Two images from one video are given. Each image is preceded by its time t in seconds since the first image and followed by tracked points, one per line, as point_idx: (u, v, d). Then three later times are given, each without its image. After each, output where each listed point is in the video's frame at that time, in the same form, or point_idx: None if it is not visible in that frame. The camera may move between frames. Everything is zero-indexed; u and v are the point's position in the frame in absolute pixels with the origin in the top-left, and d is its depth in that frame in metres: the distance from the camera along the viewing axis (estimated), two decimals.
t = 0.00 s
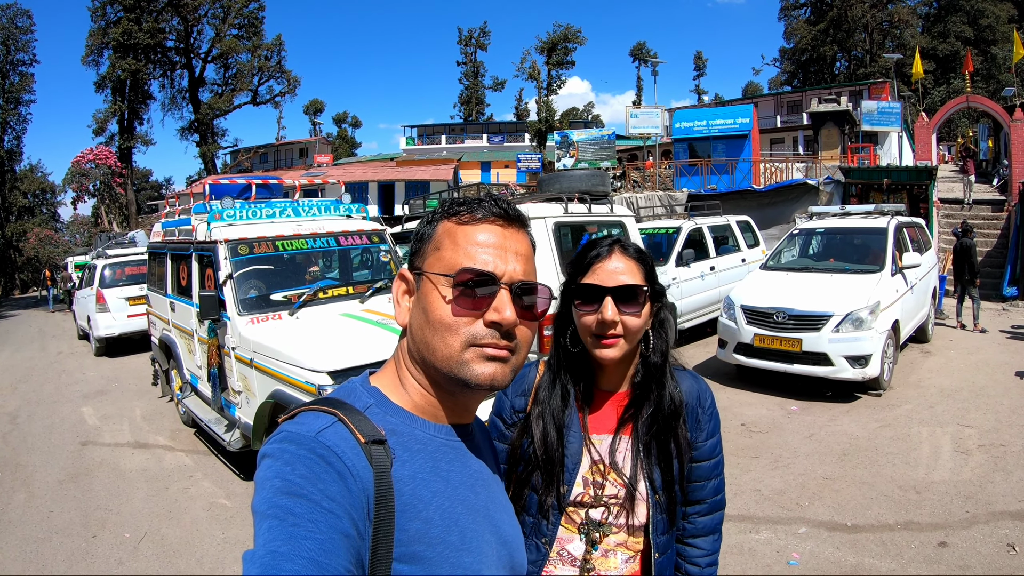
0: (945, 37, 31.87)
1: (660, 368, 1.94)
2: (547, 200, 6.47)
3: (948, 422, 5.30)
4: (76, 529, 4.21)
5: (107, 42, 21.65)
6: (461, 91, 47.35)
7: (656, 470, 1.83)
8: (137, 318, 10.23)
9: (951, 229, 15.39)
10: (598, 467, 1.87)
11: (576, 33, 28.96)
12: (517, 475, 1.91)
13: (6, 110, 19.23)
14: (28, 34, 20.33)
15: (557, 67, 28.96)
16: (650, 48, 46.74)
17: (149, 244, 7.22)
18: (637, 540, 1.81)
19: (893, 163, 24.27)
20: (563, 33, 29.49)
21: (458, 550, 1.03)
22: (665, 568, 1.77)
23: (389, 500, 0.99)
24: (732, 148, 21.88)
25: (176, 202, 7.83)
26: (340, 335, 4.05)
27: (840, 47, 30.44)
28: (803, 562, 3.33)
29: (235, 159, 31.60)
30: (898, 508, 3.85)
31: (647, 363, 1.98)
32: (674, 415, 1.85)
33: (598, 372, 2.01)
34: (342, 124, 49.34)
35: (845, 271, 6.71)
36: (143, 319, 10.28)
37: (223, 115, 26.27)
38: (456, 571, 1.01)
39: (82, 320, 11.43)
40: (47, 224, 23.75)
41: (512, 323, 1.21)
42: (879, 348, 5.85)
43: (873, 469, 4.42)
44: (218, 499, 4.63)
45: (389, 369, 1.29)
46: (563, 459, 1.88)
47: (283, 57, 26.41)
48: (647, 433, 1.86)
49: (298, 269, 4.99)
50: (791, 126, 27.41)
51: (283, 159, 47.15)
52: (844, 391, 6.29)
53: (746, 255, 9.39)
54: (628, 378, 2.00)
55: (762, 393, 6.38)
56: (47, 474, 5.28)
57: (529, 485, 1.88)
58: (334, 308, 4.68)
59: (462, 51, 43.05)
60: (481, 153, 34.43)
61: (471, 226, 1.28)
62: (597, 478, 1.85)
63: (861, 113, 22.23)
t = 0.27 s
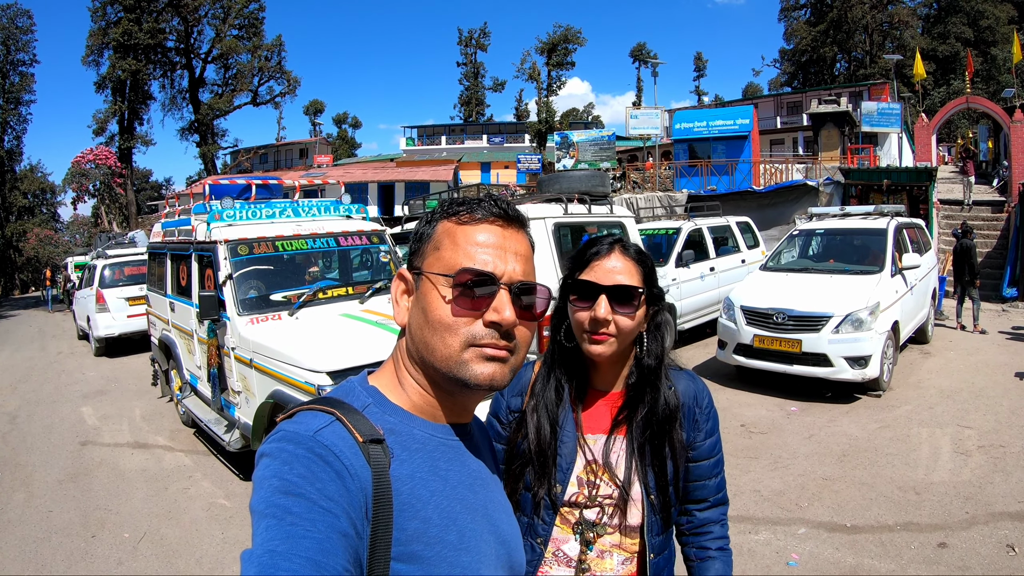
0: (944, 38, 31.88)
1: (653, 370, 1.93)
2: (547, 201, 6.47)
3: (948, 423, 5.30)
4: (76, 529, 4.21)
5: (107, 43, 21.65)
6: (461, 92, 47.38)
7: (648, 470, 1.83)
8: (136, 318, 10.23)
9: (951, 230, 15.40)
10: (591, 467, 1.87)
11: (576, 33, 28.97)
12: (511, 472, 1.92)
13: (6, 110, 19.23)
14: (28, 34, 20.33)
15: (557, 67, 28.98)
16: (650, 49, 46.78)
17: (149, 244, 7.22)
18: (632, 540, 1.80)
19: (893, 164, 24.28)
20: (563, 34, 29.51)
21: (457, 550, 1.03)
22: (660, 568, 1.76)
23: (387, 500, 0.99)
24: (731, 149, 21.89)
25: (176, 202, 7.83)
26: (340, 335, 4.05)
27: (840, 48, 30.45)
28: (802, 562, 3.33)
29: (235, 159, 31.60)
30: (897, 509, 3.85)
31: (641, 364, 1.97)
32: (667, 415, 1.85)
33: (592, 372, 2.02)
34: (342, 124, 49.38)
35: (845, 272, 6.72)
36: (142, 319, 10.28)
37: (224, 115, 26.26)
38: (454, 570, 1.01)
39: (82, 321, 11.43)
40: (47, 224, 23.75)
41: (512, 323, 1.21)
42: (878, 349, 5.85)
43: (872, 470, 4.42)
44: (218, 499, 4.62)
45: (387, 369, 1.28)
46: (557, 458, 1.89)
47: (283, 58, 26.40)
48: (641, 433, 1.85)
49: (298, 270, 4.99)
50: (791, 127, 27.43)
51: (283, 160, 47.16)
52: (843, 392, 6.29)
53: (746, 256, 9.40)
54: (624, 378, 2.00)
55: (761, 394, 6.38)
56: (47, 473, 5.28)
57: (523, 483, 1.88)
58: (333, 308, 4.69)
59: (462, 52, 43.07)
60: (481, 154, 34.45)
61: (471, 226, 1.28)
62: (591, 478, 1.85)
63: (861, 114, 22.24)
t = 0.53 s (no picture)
0: (944, 39, 31.89)
1: (656, 374, 1.92)
2: (547, 201, 6.47)
3: (948, 423, 5.30)
4: (76, 529, 4.21)
5: (108, 43, 21.66)
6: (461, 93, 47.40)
7: (648, 470, 1.82)
8: (137, 318, 10.23)
9: (951, 230, 15.40)
10: (591, 465, 1.87)
11: (576, 34, 28.98)
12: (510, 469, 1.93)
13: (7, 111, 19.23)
14: (29, 35, 20.33)
15: (557, 68, 28.99)
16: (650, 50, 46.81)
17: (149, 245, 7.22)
18: (633, 540, 1.80)
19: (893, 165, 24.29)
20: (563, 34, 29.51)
21: (459, 550, 1.03)
22: (660, 568, 1.76)
23: (388, 500, 0.99)
24: (732, 149, 21.88)
25: (176, 203, 7.84)
26: (340, 336, 4.06)
27: (840, 48, 30.44)
28: (803, 563, 3.33)
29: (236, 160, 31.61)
30: (897, 509, 3.85)
31: (643, 368, 1.95)
32: (669, 419, 1.84)
33: (593, 372, 2.02)
34: (342, 125, 49.41)
35: (845, 273, 6.72)
36: (143, 320, 10.29)
37: (224, 115, 26.25)
38: (456, 569, 1.01)
39: (83, 321, 11.43)
40: (47, 225, 23.75)
41: (513, 324, 1.21)
42: (879, 350, 5.85)
43: (873, 471, 4.42)
44: (218, 500, 4.62)
45: (388, 369, 1.29)
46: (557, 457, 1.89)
47: (283, 58, 26.40)
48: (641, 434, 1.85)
49: (298, 270, 4.99)
50: (791, 128, 27.45)
51: (283, 161, 47.18)
52: (844, 392, 6.29)
53: (746, 257, 9.40)
54: (626, 380, 1.99)
55: (762, 395, 6.37)
56: (47, 474, 5.28)
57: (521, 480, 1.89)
58: (334, 309, 4.69)
59: (462, 53, 43.10)
60: (481, 154, 34.46)
61: (472, 227, 1.28)
62: (591, 477, 1.86)
63: (861, 114, 22.27)
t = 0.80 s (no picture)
0: (944, 39, 31.90)
1: (654, 377, 1.92)
2: (547, 202, 6.48)
3: (949, 423, 5.31)
4: (76, 530, 4.21)
5: (107, 44, 21.67)
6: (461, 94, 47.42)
7: (648, 472, 1.82)
8: (137, 319, 10.24)
9: (951, 231, 15.41)
10: (590, 465, 1.87)
11: (576, 35, 29.01)
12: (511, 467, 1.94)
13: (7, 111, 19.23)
14: (29, 36, 20.34)
15: (557, 69, 29.02)
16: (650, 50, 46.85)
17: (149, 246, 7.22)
18: (632, 539, 1.80)
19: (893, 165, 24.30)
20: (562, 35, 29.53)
21: (460, 548, 1.03)
22: (658, 569, 1.76)
23: (390, 500, 0.99)
24: (731, 150, 21.89)
25: (177, 204, 7.85)
26: (341, 336, 4.06)
27: (839, 49, 30.45)
28: (803, 563, 3.33)
29: (236, 161, 31.59)
30: (897, 510, 3.85)
31: (642, 371, 1.95)
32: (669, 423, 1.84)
33: (591, 372, 2.02)
34: (342, 126, 49.46)
35: (845, 274, 6.72)
36: (143, 321, 10.29)
37: (224, 116, 26.26)
38: (458, 569, 1.01)
39: (83, 322, 11.42)
40: (47, 226, 23.73)
41: (514, 323, 1.21)
42: (879, 350, 5.86)
43: (873, 471, 4.42)
44: (219, 500, 4.62)
45: (389, 368, 1.29)
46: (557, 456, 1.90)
47: (283, 59, 26.41)
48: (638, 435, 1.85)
49: (299, 271, 5.00)
50: (791, 129, 27.46)
51: (283, 162, 47.20)
52: (844, 393, 6.30)
53: (746, 257, 9.40)
54: (624, 381, 1.99)
55: (762, 395, 6.37)
56: (47, 475, 5.28)
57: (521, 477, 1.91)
58: (334, 310, 4.69)
59: (462, 54, 43.12)
60: (481, 155, 34.48)
61: (473, 226, 1.29)
62: (590, 477, 1.86)
63: (861, 115, 22.31)
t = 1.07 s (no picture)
0: (943, 40, 31.93)
1: (654, 374, 1.90)
2: (547, 203, 6.48)
3: (948, 423, 5.31)
4: (75, 531, 4.20)
5: (107, 45, 21.65)
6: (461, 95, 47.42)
7: (648, 469, 1.83)
8: (136, 320, 10.23)
9: (951, 231, 15.42)
10: (591, 464, 1.87)
11: (576, 36, 29.04)
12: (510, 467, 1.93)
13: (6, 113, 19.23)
14: (28, 37, 20.34)
15: (556, 69, 29.04)
16: (649, 51, 46.90)
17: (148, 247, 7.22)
18: (635, 537, 1.81)
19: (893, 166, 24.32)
20: (562, 36, 29.56)
21: (459, 550, 1.03)
22: (659, 564, 1.77)
23: (389, 501, 0.99)
24: (731, 151, 21.90)
25: (176, 205, 7.84)
26: (340, 337, 4.06)
27: (839, 49, 30.49)
28: (803, 564, 3.33)
29: (235, 162, 31.58)
30: (897, 510, 3.86)
31: (641, 370, 1.94)
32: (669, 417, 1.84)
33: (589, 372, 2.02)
34: (342, 127, 49.46)
35: (844, 274, 6.73)
36: (142, 322, 10.27)
37: (224, 117, 26.25)
38: (456, 569, 1.01)
39: (82, 324, 11.41)
40: (47, 227, 23.73)
41: (514, 324, 1.22)
42: (879, 351, 5.86)
43: (872, 471, 4.43)
44: (218, 502, 4.62)
45: (388, 370, 1.29)
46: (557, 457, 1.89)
47: (283, 60, 26.42)
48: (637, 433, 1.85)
49: (298, 272, 5.00)
50: (790, 129, 27.49)
51: (282, 163, 47.19)
52: (843, 393, 6.30)
53: (746, 258, 9.40)
54: (623, 380, 1.99)
55: (761, 396, 6.38)
56: (46, 476, 5.27)
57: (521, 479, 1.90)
58: (334, 311, 4.69)
59: (461, 55, 43.13)
60: (481, 156, 34.50)
61: (473, 228, 1.29)
62: (592, 477, 1.85)
63: (860, 115, 22.34)
